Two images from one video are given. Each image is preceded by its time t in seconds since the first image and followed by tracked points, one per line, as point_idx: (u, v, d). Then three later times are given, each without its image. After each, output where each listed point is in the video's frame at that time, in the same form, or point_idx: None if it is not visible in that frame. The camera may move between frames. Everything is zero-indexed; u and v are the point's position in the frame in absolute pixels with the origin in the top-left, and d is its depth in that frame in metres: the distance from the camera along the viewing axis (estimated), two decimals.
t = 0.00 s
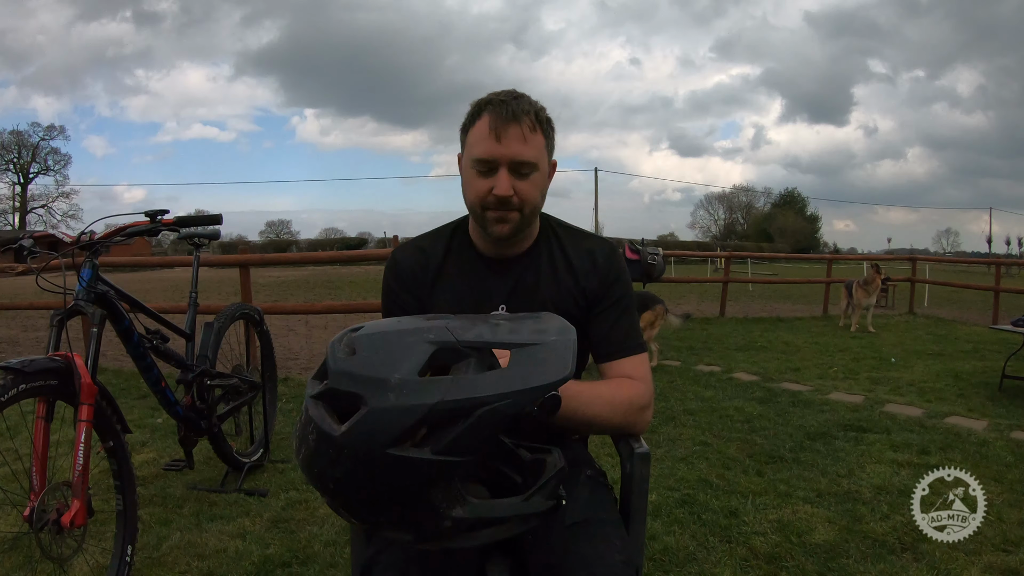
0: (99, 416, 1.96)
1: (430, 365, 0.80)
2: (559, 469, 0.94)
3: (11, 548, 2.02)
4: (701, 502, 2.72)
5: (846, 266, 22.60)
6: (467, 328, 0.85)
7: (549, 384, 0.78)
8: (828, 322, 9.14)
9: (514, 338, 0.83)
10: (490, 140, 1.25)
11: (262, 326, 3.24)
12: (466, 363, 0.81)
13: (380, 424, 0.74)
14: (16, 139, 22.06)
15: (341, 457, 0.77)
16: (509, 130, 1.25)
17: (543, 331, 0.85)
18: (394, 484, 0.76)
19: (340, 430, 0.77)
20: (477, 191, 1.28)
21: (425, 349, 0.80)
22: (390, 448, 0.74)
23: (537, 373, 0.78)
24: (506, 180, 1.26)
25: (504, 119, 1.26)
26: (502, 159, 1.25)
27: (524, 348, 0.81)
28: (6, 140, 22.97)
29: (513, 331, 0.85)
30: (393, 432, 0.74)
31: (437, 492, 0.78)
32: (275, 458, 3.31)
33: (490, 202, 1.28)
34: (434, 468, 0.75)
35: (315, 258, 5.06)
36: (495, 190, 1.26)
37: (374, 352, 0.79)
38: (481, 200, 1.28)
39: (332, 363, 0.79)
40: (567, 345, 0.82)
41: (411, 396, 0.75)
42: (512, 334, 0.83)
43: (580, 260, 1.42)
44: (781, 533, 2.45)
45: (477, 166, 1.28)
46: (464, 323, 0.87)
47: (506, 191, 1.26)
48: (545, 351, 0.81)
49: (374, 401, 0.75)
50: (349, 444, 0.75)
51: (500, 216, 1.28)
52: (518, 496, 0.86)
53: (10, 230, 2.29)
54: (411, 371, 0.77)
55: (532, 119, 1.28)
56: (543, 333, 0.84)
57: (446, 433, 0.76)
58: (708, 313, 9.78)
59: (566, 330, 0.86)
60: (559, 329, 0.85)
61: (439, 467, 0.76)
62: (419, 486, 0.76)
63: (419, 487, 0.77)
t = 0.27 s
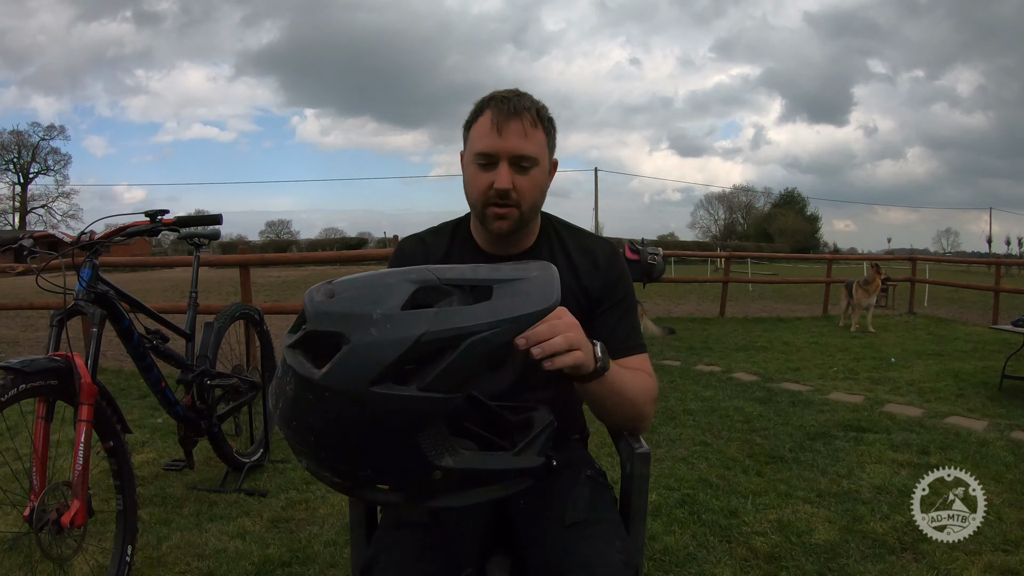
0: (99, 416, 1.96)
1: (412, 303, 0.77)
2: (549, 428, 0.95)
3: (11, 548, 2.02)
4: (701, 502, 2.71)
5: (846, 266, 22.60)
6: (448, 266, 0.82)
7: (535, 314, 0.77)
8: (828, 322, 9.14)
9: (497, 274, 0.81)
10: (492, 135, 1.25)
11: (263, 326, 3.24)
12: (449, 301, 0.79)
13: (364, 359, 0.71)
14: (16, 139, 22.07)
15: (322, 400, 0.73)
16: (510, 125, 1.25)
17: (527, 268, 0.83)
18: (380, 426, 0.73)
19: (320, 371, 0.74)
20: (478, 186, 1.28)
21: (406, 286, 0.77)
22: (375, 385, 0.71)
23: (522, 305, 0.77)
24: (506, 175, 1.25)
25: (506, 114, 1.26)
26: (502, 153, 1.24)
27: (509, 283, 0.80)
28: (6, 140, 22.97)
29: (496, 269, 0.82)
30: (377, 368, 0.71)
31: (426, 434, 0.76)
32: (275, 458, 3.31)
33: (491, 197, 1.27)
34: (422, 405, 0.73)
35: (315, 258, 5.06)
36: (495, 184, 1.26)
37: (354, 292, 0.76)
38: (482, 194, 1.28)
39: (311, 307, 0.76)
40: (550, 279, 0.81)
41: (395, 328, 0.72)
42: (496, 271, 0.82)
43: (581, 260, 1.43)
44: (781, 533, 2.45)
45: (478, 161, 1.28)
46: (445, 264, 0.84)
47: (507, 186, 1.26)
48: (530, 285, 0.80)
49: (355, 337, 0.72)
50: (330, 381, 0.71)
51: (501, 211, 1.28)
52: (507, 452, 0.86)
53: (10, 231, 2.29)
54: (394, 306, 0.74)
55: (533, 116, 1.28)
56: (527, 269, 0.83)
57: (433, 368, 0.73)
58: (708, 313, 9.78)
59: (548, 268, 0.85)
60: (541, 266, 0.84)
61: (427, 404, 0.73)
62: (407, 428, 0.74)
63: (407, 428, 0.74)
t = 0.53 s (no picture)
0: (99, 416, 1.96)
1: (395, 282, 0.77)
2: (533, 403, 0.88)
3: (11, 548, 2.02)
4: (701, 502, 2.71)
5: (846, 266, 22.60)
6: (435, 241, 0.80)
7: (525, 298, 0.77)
8: (828, 322, 9.14)
9: (488, 254, 0.80)
10: (495, 125, 1.27)
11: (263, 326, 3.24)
12: (435, 281, 0.78)
13: (343, 345, 0.71)
14: (16, 139, 22.08)
15: (301, 384, 0.73)
16: (514, 117, 1.27)
17: (516, 246, 0.82)
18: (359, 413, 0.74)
19: (298, 354, 0.73)
20: (480, 175, 1.29)
21: (390, 266, 0.76)
22: (355, 372, 0.72)
23: (511, 289, 0.77)
24: (507, 164, 1.26)
25: (510, 107, 1.28)
26: (504, 143, 1.25)
27: (496, 265, 0.79)
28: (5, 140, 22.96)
29: (483, 248, 0.81)
30: (358, 355, 0.71)
31: (405, 421, 0.77)
32: (275, 458, 3.31)
33: (492, 185, 1.28)
34: (403, 393, 0.74)
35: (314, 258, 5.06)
36: (496, 173, 1.27)
37: (335, 272, 0.75)
38: (483, 183, 1.29)
39: (291, 286, 0.75)
40: (540, 261, 0.81)
41: (376, 312, 0.72)
42: (484, 249, 0.80)
43: (581, 260, 1.42)
44: (781, 533, 2.45)
45: (481, 151, 1.30)
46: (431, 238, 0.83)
47: (507, 174, 1.26)
48: (522, 269, 0.80)
49: (336, 320, 0.72)
50: (311, 369, 0.72)
51: (501, 199, 1.27)
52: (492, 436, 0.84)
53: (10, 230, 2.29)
54: (376, 288, 0.74)
55: (537, 110, 1.30)
56: (517, 249, 0.82)
57: (415, 353, 0.74)
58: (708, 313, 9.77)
59: (536, 245, 0.84)
60: (533, 246, 0.83)
61: (408, 391, 0.74)
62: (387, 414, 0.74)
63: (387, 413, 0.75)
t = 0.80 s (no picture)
0: (99, 416, 1.96)
1: (380, 284, 0.74)
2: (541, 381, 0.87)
3: (11, 548, 2.02)
4: (701, 502, 2.71)
5: (846, 266, 22.61)
6: (420, 235, 0.77)
7: (515, 301, 0.72)
8: (828, 322, 9.15)
9: (476, 246, 0.76)
10: (490, 120, 1.28)
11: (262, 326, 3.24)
12: (424, 280, 0.75)
13: (328, 358, 0.71)
14: (16, 139, 22.10)
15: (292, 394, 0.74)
16: (508, 113, 1.29)
17: (508, 236, 0.77)
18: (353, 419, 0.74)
19: (287, 366, 0.74)
20: (475, 169, 1.28)
21: (373, 266, 0.74)
22: (343, 384, 0.72)
23: (499, 288, 0.73)
24: (503, 156, 1.26)
25: (503, 104, 1.30)
26: (499, 136, 1.26)
27: (488, 260, 0.75)
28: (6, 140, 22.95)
29: (477, 238, 0.77)
30: (344, 367, 0.71)
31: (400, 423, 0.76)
32: (275, 458, 3.31)
33: (487, 178, 1.26)
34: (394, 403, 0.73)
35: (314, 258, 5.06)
36: (492, 165, 1.26)
37: (316, 279, 0.73)
38: (479, 177, 1.28)
39: (278, 294, 0.75)
40: (533, 251, 0.75)
41: (359, 322, 0.70)
42: (472, 242, 0.76)
43: (577, 260, 1.43)
44: (781, 533, 2.46)
45: (476, 148, 1.30)
46: (418, 229, 0.79)
47: (503, 165, 1.25)
48: (512, 263, 0.74)
49: (319, 332, 0.71)
50: (299, 382, 0.72)
51: (497, 191, 1.26)
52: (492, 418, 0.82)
53: (10, 230, 2.29)
54: (360, 294, 0.72)
55: (530, 107, 1.32)
56: (509, 239, 0.76)
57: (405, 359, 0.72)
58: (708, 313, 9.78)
59: (531, 230, 0.78)
60: (527, 232, 0.77)
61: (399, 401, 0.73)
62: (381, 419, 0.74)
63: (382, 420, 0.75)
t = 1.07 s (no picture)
0: (99, 416, 1.96)
1: (420, 221, 0.75)
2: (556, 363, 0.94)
3: (11, 548, 2.02)
4: (701, 502, 2.71)
5: (846, 266, 22.60)
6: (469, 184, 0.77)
7: (544, 252, 0.73)
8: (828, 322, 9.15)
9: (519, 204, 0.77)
10: (494, 121, 1.28)
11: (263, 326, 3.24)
12: (463, 224, 0.76)
13: (361, 274, 0.71)
14: (16, 139, 22.09)
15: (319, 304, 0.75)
16: (512, 114, 1.28)
17: (548, 201, 0.77)
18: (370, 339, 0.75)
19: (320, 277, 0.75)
20: (480, 170, 1.27)
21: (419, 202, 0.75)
22: (369, 302, 0.72)
23: (532, 242, 0.73)
24: (509, 157, 1.25)
25: (507, 105, 1.30)
26: (505, 137, 1.26)
27: (527, 216, 0.75)
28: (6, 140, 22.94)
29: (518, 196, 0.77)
30: (374, 285, 0.72)
31: (416, 358, 0.78)
32: (275, 458, 3.31)
33: (493, 178, 1.26)
34: (412, 327, 0.74)
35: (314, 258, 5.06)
36: (497, 165, 1.25)
37: (366, 202, 0.74)
38: (484, 178, 1.27)
39: (322, 210, 0.76)
40: (569, 217, 0.76)
41: (398, 246, 0.71)
42: (515, 198, 0.77)
43: (580, 259, 1.41)
44: (781, 533, 2.45)
45: (480, 148, 1.29)
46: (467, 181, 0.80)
47: (508, 166, 1.24)
48: (548, 223, 0.75)
49: (359, 248, 0.72)
50: (329, 292, 0.73)
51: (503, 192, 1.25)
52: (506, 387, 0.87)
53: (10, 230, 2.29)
54: (401, 222, 0.73)
55: (534, 108, 1.32)
56: (549, 203, 0.77)
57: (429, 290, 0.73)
58: (708, 314, 9.77)
59: (572, 201, 0.79)
60: (567, 201, 0.78)
61: (418, 327, 0.74)
62: (398, 347, 0.76)
63: (397, 345, 0.76)
